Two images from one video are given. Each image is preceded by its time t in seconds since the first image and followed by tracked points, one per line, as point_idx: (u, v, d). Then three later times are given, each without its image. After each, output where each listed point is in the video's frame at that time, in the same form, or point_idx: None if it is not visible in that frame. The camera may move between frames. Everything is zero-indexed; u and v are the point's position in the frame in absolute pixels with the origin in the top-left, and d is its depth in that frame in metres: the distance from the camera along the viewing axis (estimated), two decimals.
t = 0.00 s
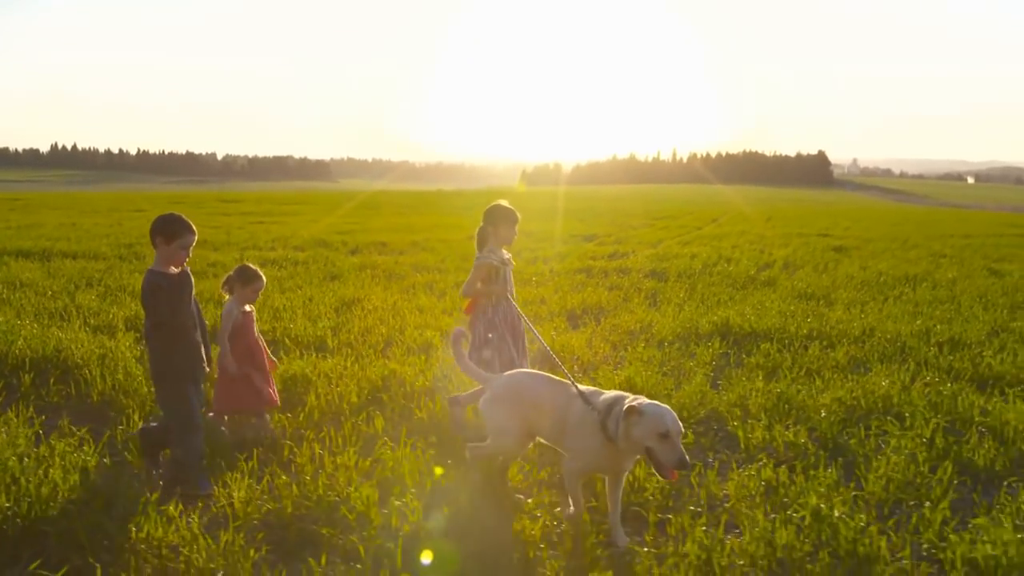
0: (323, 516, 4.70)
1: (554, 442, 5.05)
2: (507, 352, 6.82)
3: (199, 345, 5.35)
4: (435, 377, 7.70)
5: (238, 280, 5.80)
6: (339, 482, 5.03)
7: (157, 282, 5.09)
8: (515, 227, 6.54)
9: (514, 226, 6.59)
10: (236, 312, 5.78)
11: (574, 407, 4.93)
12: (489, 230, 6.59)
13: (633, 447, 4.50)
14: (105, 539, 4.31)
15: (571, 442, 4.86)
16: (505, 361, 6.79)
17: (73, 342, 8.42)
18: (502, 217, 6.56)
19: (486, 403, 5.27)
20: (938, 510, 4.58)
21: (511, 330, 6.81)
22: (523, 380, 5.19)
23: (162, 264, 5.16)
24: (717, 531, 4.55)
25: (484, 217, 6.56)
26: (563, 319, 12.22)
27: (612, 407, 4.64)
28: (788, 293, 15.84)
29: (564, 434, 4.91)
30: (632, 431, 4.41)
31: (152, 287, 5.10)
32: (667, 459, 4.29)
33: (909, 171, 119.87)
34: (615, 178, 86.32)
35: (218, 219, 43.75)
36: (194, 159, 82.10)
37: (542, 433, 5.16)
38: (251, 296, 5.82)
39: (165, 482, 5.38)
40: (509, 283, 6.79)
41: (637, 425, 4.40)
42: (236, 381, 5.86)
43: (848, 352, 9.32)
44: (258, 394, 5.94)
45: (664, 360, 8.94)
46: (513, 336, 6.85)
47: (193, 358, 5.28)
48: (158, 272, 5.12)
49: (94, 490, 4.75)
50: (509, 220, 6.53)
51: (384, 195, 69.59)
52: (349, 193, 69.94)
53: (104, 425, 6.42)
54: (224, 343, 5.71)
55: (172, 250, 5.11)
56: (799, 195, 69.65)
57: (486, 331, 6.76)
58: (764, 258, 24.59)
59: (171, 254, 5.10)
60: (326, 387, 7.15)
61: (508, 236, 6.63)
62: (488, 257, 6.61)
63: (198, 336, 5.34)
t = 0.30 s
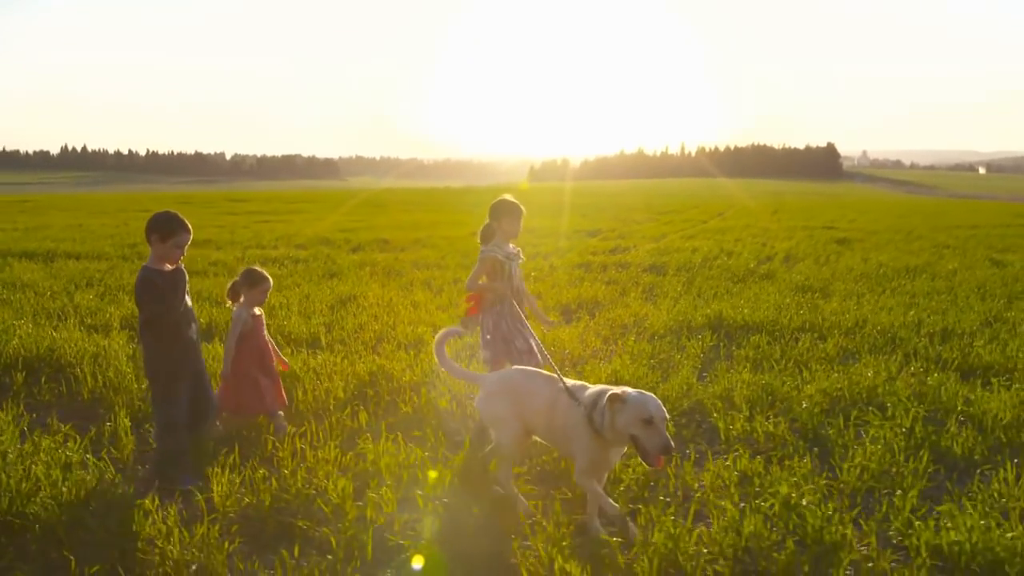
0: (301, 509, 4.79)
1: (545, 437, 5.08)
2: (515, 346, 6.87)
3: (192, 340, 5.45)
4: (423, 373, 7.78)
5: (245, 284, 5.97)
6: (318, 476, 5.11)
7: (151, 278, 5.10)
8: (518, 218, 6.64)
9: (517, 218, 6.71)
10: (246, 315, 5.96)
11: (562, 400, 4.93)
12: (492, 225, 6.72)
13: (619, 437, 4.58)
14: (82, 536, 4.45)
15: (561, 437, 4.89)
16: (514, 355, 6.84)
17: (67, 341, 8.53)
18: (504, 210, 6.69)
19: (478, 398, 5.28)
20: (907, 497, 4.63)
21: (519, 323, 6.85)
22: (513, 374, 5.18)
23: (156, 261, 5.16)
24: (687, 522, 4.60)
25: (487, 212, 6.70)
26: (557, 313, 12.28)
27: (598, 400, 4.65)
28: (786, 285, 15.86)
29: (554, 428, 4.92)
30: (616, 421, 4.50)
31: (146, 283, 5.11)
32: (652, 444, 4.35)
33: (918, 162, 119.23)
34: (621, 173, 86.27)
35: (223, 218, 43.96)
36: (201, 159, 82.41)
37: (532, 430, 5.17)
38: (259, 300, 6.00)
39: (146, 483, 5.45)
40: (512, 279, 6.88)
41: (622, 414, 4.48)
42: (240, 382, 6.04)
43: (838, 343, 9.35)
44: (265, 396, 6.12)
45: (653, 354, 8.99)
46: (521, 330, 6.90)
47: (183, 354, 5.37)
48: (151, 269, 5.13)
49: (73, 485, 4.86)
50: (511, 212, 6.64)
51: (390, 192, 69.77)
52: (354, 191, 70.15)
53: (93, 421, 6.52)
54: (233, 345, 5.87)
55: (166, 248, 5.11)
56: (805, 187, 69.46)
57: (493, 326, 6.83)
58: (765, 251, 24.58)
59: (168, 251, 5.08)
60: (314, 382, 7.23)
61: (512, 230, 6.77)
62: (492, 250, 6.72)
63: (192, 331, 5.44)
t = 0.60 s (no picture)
0: (281, 501, 4.92)
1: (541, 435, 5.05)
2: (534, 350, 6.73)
3: (198, 341, 5.46)
4: (417, 368, 7.87)
5: (265, 278, 6.07)
6: (301, 468, 5.23)
7: (157, 279, 5.15)
8: (537, 222, 6.36)
9: (537, 221, 6.42)
10: (264, 308, 6.11)
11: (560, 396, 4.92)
12: (512, 227, 6.47)
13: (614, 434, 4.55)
14: (64, 527, 4.57)
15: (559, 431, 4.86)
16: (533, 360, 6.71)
17: (69, 339, 8.71)
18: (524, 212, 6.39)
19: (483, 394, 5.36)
20: (879, 485, 4.66)
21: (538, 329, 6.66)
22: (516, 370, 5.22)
23: (161, 261, 5.22)
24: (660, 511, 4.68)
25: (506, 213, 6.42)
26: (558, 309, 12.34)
27: (592, 394, 4.64)
28: (792, 278, 15.83)
29: (550, 423, 4.90)
30: (607, 413, 4.49)
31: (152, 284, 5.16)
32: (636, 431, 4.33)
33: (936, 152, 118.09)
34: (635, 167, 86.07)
35: (238, 217, 44.31)
36: (218, 159, 83.05)
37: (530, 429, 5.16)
38: (278, 292, 6.11)
39: (139, 480, 5.54)
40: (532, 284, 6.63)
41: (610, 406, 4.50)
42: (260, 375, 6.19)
43: (834, 335, 9.35)
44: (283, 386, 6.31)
45: (649, 347, 9.03)
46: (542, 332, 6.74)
47: (187, 354, 5.38)
48: (157, 269, 5.19)
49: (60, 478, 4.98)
50: (530, 215, 6.37)
51: (404, 189, 70.07)
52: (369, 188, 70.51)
53: (90, 416, 6.66)
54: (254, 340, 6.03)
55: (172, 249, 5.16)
56: (821, 179, 69.02)
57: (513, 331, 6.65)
58: (775, 244, 24.50)
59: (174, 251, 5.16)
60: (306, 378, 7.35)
61: (532, 232, 6.48)
62: (512, 254, 6.50)
63: (197, 331, 5.45)
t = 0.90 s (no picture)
0: (270, 496, 5.02)
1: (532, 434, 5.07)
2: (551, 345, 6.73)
3: (207, 342, 5.45)
4: (414, 364, 7.94)
5: (279, 272, 6.25)
6: (289, 464, 5.34)
7: (168, 281, 5.16)
8: (553, 217, 6.45)
9: (553, 216, 6.50)
10: (280, 303, 6.24)
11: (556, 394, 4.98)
12: (527, 224, 6.55)
13: (608, 429, 4.62)
14: (53, 520, 4.66)
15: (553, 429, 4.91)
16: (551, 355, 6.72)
17: (72, 338, 8.85)
18: (540, 209, 6.48)
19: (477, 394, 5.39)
20: (859, 476, 4.69)
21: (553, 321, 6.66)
22: (511, 368, 5.27)
23: (172, 263, 5.21)
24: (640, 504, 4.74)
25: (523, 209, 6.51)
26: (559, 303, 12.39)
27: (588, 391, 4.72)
28: (798, 271, 15.79)
29: (545, 420, 4.95)
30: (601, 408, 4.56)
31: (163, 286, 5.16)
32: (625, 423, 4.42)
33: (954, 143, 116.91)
34: (648, 162, 85.92)
35: (251, 216, 44.59)
36: (232, 159, 83.54)
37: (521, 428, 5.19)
38: (293, 288, 6.31)
39: (131, 476, 5.60)
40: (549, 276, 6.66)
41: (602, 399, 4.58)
42: (283, 367, 6.30)
43: (832, 328, 9.35)
44: (304, 378, 6.43)
45: (647, 341, 9.07)
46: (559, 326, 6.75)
47: (197, 356, 5.37)
48: (167, 271, 5.17)
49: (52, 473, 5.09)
50: (546, 211, 6.46)
51: (417, 187, 70.26)
52: (381, 186, 70.75)
53: (88, 413, 6.75)
54: (269, 334, 6.16)
55: (183, 251, 5.18)
56: (835, 172, 68.60)
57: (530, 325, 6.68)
58: (784, 237, 24.41)
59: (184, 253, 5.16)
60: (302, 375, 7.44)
61: (548, 227, 6.56)
62: (527, 249, 6.54)
63: (207, 333, 5.44)
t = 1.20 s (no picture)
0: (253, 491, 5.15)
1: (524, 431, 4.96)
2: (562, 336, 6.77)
3: (221, 338, 5.57)
4: (406, 360, 8.03)
5: (297, 279, 6.30)
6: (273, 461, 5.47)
7: (178, 279, 5.29)
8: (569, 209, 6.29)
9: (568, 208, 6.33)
10: (298, 310, 6.31)
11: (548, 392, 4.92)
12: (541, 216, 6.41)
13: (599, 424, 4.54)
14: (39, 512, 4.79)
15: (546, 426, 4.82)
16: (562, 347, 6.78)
17: (72, 335, 8.98)
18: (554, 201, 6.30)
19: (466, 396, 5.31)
20: (830, 467, 4.74)
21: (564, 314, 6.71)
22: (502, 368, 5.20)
23: (183, 262, 5.35)
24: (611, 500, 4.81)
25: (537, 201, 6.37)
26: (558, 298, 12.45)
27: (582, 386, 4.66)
28: (800, 266, 15.75)
29: (537, 416, 4.88)
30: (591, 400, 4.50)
31: (174, 284, 5.30)
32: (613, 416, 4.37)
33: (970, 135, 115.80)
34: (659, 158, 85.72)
35: (261, 215, 44.83)
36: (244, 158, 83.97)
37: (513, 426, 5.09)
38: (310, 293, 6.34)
39: (120, 468, 5.69)
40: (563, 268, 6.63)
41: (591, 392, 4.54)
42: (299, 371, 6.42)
43: (826, 322, 9.36)
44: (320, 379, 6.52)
45: (640, 337, 9.10)
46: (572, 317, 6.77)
47: (209, 353, 5.49)
48: (178, 269, 5.31)
49: (40, 467, 5.20)
50: (561, 204, 6.27)
51: (428, 184, 70.39)
52: (393, 184, 70.93)
53: (82, 408, 6.86)
54: (291, 342, 6.26)
55: (193, 249, 5.30)
56: (847, 166, 68.18)
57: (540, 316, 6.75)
58: (791, 232, 24.34)
59: (194, 251, 5.27)
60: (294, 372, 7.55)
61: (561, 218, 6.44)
62: (539, 242, 6.47)
63: (220, 329, 5.56)
